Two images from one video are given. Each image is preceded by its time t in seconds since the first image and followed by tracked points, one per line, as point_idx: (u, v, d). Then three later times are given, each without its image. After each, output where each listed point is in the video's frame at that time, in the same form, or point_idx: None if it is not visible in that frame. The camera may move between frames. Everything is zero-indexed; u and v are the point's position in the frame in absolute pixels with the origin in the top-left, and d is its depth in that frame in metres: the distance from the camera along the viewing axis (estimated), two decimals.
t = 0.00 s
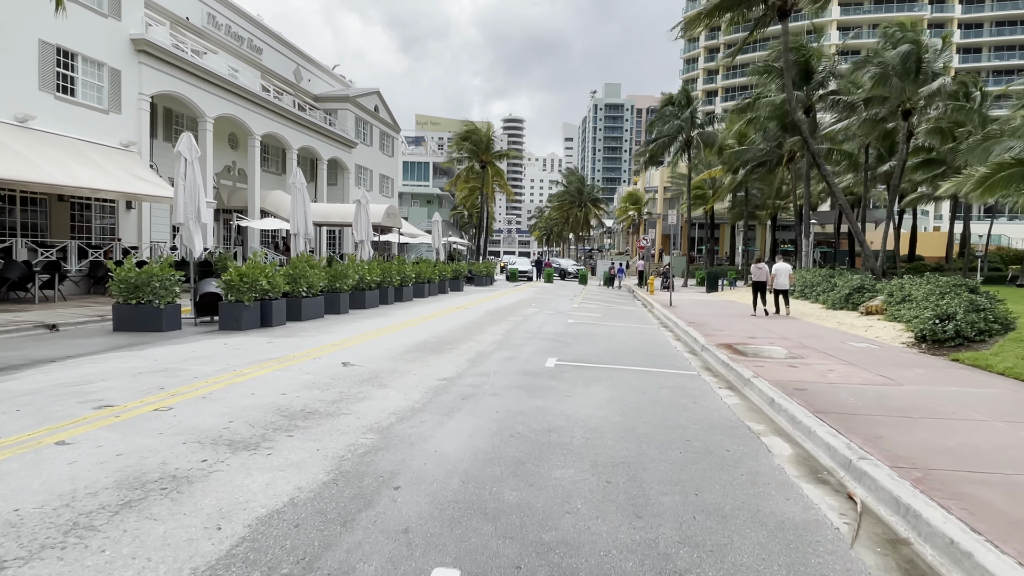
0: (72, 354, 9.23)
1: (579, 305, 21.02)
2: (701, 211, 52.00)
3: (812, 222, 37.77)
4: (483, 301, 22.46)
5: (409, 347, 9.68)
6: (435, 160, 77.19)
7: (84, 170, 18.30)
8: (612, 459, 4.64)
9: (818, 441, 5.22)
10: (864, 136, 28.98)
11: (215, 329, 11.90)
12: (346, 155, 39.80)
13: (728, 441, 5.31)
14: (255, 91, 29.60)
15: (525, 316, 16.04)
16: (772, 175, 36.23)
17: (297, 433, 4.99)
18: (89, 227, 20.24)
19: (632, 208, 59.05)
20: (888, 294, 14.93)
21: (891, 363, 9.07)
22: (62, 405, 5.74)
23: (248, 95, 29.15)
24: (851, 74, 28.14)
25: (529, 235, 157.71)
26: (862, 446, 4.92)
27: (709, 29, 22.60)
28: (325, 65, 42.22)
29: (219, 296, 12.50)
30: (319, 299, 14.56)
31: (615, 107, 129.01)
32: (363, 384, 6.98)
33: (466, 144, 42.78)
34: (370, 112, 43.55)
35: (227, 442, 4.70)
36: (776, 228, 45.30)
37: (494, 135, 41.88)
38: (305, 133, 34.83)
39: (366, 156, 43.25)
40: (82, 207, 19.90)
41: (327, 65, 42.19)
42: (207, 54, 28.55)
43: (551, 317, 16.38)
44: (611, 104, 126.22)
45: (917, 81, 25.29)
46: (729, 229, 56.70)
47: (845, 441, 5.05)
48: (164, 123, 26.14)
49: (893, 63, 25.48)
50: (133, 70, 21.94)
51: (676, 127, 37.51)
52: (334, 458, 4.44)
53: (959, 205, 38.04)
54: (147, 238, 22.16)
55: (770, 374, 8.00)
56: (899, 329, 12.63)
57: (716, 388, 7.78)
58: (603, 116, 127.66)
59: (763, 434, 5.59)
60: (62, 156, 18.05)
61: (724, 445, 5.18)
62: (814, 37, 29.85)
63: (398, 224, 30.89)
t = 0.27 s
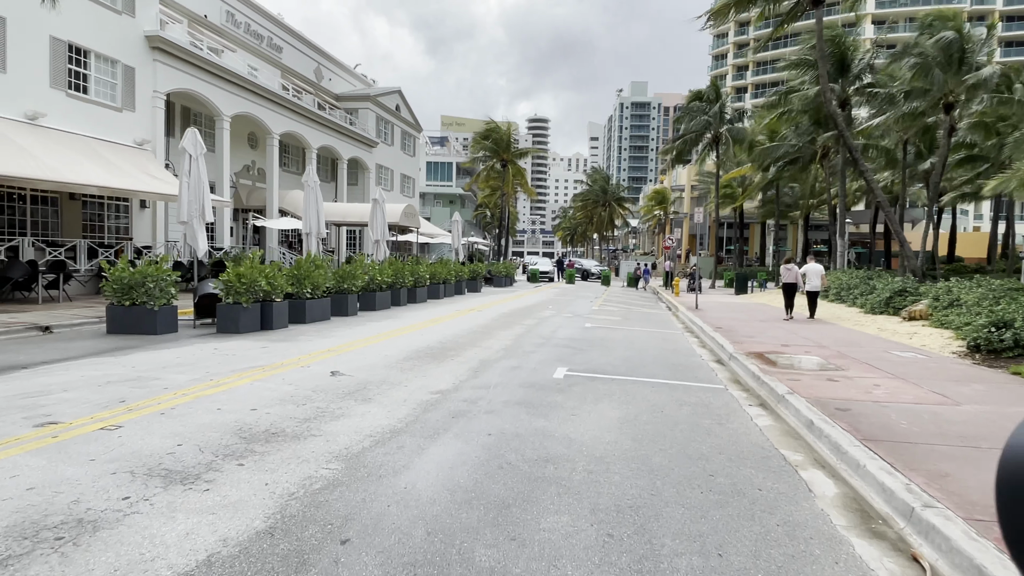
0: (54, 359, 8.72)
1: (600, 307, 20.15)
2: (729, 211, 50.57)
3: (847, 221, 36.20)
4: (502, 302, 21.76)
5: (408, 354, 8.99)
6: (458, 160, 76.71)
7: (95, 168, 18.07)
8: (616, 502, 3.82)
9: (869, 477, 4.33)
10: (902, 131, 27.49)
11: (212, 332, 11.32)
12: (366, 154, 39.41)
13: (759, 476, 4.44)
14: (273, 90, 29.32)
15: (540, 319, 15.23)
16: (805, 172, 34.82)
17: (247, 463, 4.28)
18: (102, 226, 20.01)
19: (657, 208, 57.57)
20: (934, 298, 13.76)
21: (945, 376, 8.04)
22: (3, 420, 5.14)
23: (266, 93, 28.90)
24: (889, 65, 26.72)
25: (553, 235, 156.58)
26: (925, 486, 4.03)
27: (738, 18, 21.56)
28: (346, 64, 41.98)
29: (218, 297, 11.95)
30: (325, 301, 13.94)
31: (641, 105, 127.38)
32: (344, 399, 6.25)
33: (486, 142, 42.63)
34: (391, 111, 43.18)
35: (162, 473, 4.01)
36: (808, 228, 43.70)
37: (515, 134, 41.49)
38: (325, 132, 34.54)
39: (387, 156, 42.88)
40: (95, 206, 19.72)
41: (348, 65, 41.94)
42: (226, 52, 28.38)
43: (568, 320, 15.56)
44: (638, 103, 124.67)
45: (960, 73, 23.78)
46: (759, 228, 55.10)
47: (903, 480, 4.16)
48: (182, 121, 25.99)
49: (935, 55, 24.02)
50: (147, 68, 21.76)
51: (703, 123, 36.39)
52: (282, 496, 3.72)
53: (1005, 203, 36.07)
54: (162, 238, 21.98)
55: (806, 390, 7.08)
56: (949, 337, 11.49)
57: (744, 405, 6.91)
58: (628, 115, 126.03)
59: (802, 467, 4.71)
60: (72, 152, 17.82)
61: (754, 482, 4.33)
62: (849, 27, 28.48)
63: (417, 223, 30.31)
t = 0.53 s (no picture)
0: (34, 363, 8.21)
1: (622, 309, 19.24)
2: (760, 209, 49.04)
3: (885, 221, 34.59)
4: (522, 303, 20.99)
5: (407, 360, 8.26)
6: (482, 160, 76.15)
7: (108, 165, 17.79)
8: (622, 564, 3.01)
9: (944, 531, 3.46)
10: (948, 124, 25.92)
11: (209, 334, 10.77)
12: (388, 153, 39.01)
13: (803, 525, 3.60)
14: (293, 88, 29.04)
15: (558, 322, 14.41)
16: (841, 169, 33.31)
17: (178, 500, 3.59)
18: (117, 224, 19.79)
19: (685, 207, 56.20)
20: (989, 302, 12.57)
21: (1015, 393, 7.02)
22: None
23: (285, 91, 28.58)
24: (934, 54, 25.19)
25: (579, 235, 155.26)
26: (1022, 549, 3.13)
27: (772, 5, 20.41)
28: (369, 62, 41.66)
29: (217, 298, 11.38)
30: (332, 301, 13.35)
31: (670, 104, 125.36)
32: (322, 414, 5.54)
33: (508, 140, 42.12)
34: (413, 109, 42.75)
35: (72, 515, 3.33)
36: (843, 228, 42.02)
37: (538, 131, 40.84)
38: (346, 130, 34.19)
39: (409, 154, 42.46)
40: (110, 204, 19.52)
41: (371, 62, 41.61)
42: (245, 50, 28.14)
43: (587, 323, 14.71)
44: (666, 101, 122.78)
45: (1012, 62, 22.12)
46: (791, 228, 53.40)
47: (992, 538, 3.27)
48: (200, 119, 25.83)
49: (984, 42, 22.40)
50: (164, 65, 21.48)
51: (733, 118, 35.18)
52: (203, 551, 3.00)
53: None
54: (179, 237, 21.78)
55: (853, 409, 6.16)
56: (1010, 346, 10.35)
57: (781, 425, 6.02)
58: (656, 114, 124.13)
59: (856, 512, 3.83)
60: (87, 149, 17.48)
61: (798, 533, 3.47)
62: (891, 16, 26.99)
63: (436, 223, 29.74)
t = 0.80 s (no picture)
0: (17, 367, 7.73)
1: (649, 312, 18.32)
2: (796, 208, 47.34)
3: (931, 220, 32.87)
4: (544, 304, 20.21)
5: (408, 368, 7.58)
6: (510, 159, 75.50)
7: (126, 162, 17.50)
8: None
9: None
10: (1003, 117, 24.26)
11: (210, 336, 10.26)
12: (412, 152, 38.62)
13: None
14: (317, 86, 28.79)
15: (579, 326, 13.61)
16: (884, 166, 31.70)
17: (87, 550, 2.93)
18: (137, 223, 19.62)
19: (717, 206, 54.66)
20: None
21: None
22: None
23: (308, 89, 28.31)
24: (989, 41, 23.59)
25: (608, 235, 153.69)
26: None
27: None
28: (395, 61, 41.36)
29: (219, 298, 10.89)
30: (342, 303, 12.78)
31: (702, 101, 123.05)
32: (297, 434, 4.86)
33: (535, 138, 41.33)
34: (439, 108, 42.32)
35: None
36: (885, 227, 40.17)
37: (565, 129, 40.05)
38: (370, 129, 33.84)
39: (434, 153, 42.04)
40: (130, 203, 19.36)
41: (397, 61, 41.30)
42: (269, 48, 27.96)
43: (611, 328, 13.87)
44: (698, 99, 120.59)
45: None
46: (829, 227, 51.48)
47: None
48: (224, 118, 25.72)
49: None
50: (185, 62, 21.28)
51: (768, 112, 33.91)
52: None
53: None
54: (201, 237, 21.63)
55: (918, 436, 5.25)
56: None
57: (829, 453, 5.15)
58: (688, 112, 121.95)
59: None
60: (106, 147, 17.25)
61: None
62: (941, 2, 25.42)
63: (460, 222, 29.19)
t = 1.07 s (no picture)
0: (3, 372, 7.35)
1: (683, 316, 17.31)
2: (842, 207, 45.33)
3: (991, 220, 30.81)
4: (574, 307, 19.37)
5: (411, 379, 6.91)
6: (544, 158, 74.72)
7: (150, 161, 17.40)
8: None
9: None
10: None
11: (215, 340, 9.79)
12: (443, 152, 38.16)
13: None
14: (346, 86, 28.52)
15: (607, 332, 12.75)
16: (939, 162, 29.87)
17: None
18: (163, 223, 19.57)
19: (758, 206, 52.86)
20: None
21: None
22: None
23: (337, 89, 28.07)
24: None
25: (644, 235, 151.43)
26: None
27: None
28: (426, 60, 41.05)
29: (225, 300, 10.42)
30: (357, 305, 12.22)
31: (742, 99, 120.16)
32: (260, 462, 4.21)
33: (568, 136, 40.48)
34: (470, 107, 41.83)
35: None
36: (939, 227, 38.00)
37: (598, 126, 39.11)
38: (400, 129, 33.51)
39: (465, 153, 41.57)
40: (155, 203, 19.33)
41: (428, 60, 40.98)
42: (298, 48, 27.85)
43: (640, 333, 12.99)
44: (738, 96, 117.69)
45: None
46: (877, 228, 49.19)
47: None
48: (252, 118, 25.68)
49: None
50: (211, 62, 21.20)
51: (814, 105, 32.51)
52: None
53: None
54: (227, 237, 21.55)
55: (1007, 478, 4.31)
56: None
57: (896, 497, 4.25)
58: (727, 109, 119.19)
59: None
60: (129, 146, 17.18)
61: None
62: None
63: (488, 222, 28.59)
